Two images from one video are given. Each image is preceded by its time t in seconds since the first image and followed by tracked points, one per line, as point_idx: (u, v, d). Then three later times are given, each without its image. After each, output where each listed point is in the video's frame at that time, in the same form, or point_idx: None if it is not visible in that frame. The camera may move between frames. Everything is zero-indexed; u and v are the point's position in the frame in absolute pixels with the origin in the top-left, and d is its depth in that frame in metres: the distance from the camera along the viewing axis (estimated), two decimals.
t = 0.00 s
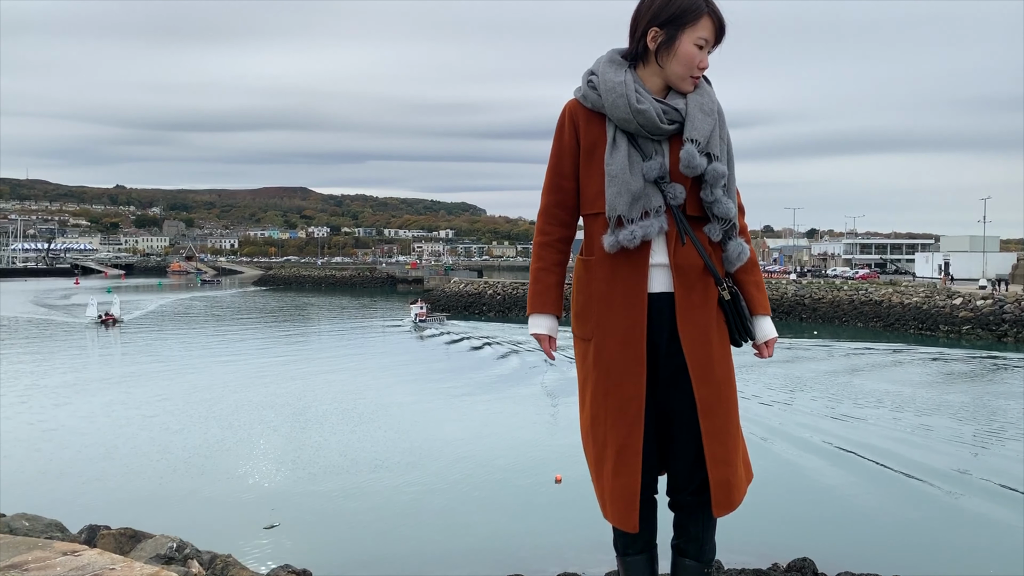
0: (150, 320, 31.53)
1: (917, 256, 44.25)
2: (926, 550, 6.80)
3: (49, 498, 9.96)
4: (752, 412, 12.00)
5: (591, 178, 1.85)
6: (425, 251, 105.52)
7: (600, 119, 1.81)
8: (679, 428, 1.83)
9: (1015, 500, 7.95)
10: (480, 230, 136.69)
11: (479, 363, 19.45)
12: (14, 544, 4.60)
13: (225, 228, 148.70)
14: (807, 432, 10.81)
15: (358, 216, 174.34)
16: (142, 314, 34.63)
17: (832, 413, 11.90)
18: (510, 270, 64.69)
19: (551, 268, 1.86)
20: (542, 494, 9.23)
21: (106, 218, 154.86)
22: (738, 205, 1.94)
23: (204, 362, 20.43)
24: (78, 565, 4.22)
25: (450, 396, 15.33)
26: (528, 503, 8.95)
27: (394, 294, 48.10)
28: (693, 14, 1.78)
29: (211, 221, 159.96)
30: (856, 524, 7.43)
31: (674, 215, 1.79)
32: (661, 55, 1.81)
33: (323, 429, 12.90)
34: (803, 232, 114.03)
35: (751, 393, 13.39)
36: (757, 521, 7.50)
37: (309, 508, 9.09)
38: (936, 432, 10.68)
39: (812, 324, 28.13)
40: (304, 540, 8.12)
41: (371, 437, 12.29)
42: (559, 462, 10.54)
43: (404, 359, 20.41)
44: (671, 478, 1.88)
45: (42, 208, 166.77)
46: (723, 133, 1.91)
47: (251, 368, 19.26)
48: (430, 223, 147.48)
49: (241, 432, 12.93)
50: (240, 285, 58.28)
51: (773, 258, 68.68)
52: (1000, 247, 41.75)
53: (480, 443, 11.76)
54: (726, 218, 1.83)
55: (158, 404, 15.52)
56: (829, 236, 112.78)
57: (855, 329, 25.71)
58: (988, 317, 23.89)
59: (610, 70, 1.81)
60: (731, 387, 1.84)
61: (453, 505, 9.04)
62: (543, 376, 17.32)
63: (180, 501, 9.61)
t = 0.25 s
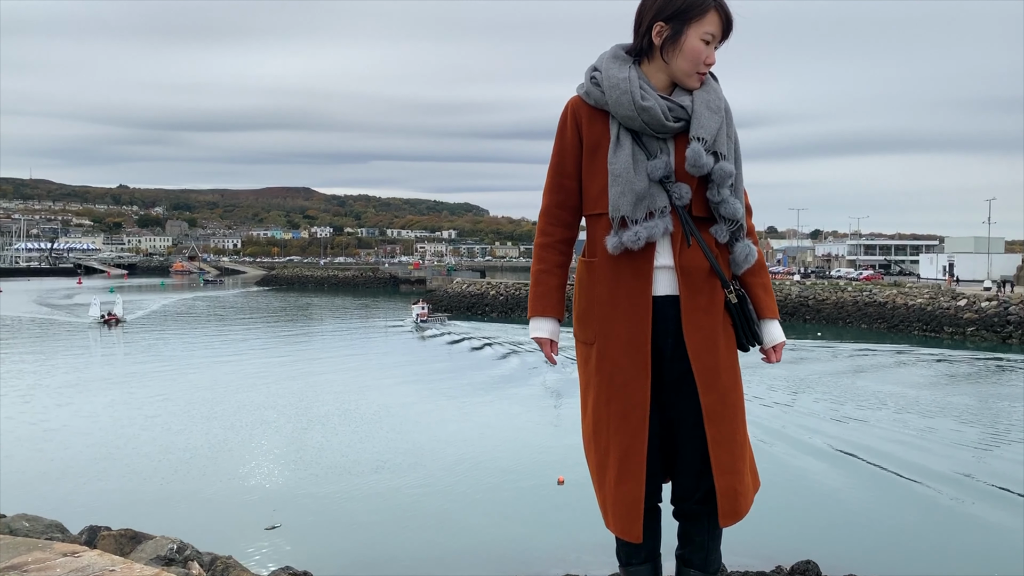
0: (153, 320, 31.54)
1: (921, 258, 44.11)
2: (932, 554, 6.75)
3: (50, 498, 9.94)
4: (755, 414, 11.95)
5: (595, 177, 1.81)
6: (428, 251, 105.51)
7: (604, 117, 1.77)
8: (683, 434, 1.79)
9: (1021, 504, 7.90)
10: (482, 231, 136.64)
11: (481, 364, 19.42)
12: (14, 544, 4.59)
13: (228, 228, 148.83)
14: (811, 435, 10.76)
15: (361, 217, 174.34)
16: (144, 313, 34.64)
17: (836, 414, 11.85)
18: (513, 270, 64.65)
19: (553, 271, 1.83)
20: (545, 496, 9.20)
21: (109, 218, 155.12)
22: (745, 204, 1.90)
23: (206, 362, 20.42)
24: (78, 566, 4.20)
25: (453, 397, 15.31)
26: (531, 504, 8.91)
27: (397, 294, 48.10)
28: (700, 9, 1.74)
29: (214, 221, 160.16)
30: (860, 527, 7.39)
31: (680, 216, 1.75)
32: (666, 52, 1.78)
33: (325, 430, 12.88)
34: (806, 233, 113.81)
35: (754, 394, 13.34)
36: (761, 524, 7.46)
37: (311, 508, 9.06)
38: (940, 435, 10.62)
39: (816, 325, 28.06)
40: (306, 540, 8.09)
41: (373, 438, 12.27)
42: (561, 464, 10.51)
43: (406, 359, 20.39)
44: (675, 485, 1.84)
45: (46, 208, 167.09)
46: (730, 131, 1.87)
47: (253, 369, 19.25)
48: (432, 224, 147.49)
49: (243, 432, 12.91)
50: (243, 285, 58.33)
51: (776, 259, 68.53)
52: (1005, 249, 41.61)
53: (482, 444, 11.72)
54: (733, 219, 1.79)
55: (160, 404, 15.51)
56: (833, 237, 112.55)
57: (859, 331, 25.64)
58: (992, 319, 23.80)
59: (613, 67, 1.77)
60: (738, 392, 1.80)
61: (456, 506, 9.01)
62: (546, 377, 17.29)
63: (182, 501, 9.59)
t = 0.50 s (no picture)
0: (158, 321, 31.62)
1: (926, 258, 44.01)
2: (940, 558, 6.67)
3: (53, 498, 9.93)
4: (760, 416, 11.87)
5: (597, 177, 1.71)
6: (432, 252, 105.64)
7: (606, 113, 1.67)
8: (691, 444, 1.68)
9: None
10: (486, 232, 136.76)
11: (485, 365, 19.41)
12: (15, 546, 4.57)
13: (233, 229, 149.18)
14: (816, 437, 10.68)
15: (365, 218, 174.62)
16: (149, 314, 34.74)
17: (841, 417, 11.78)
18: (517, 271, 64.71)
19: (553, 274, 1.73)
20: (548, 497, 9.14)
21: (115, 218, 155.80)
22: (754, 204, 1.80)
23: (211, 363, 20.45)
24: (80, 567, 4.18)
25: (456, 398, 15.29)
26: (534, 506, 8.86)
27: (401, 295, 48.19)
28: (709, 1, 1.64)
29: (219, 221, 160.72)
30: (868, 531, 7.33)
31: (686, 217, 1.64)
32: (672, 48, 1.67)
33: (329, 430, 12.85)
34: (811, 234, 113.62)
35: (759, 395, 13.27)
36: (767, 528, 7.39)
37: (313, 510, 9.02)
38: (946, 437, 10.54)
39: (820, 326, 27.99)
40: (309, 542, 8.05)
41: (377, 438, 12.24)
42: (565, 465, 10.45)
43: (410, 360, 20.38)
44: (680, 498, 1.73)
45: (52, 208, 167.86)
46: (739, 128, 1.76)
47: (257, 369, 19.26)
48: (437, 224, 147.69)
49: (246, 433, 12.89)
50: (248, 285, 58.50)
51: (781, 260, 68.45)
52: (1010, 249, 41.49)
53: (485, 445, 11.68)
54: (742, 219, 1.68)
55: (164, 404, 15.52)
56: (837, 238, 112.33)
57: (864, 332, 25.57)
58: (998, 319, 23.70)
59: (616, 63, 1.67)
60: (747, 400, 1.69)
61: (459, 508, 8.96)
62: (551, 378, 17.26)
63: (185, 502, 9.56)
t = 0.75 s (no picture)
0: (163, 321, 31.68)
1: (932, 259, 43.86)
2: (948, 561, 6.62)
3: (59, 499, 9.94)
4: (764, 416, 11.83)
5: (603, 175, 1.68)
6: (436, 253, 105.75)
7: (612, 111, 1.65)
8: (699, 449, 1.65)
9: None
10: (491, 232, 136.82)
11: (489, 365, 19.40)
12: (20, 547, 4.57)
13: (238, 229, 149.52)
14: (821, 438, 10.63)
15: (369, 218, 174.86)
16: (155, 314, 34.82)
17: (846, 418, 11.73)
18: (521, 271, 64.72)
19: (557, 275, 1.71)
20: (553, 498, 9.12)
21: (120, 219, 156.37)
22: (763, 204, 1.77)
23: (215, 363, 20.48)
24: (83, 568, 4.17)
25: (461, 398, 15.28)
26: (539, 507, 8.84)
27: (406, 295, 48.22)
28: None
29: (224, 222, 161.23)
30: (874, 532, 7.29)
31: (693, 217, 1.62)
32: (679, 42, 1.64)
33: (333, 431, 12.85)
34: (816, 234, 113.35)
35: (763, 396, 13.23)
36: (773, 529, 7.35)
37: (318, 510, 9.01)
38: (951, 438, 10.49)
39: (825, 326, 27.92)
40: (314, 542, 8.04)
41: (381, 439, 12.23)
42: (570, 466, 10.43)
43: (414, 360, 20.39)
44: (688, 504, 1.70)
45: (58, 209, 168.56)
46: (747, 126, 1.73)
47: (262, 369, 19.28)
48: (441, 225, 147.80)
49: (251, 434, 12.89)
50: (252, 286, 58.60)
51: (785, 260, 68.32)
52: (1016, 249, 41.31)
53: (489, 446, 11.66)
54: (751, 220, 1.65)
55: (169, 404, 15.54)
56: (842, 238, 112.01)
57: (869, 332, 25.49)
58: (1004, 319, 23.61)
59: (622, 59, 1.64)
60: (755, 404, 1.66)
61: (464, 508, 8.94)
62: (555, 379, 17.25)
63: (190, 503, 9.57)
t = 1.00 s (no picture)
0: (168, 322, 31.75)
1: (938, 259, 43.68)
2: (957, 564, 6.57)
3: (64, 500, 9.95)
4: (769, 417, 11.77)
5: (609, 175, 1.66)
6: (440, 254, 105.84)
7: (619, 108, 1.62)
8: (710, 455, 1.61)
9: None
10: (495, 233, 136.80)
11: (492, 366, 19.40)
12: (25, 548, 4.58)
13: (243, 231, 149.91)
14: (826, 439, 10.58)
15: (374, 220, 175.15)
16: (160, 316, 34.89)
17: (852, 418, 11.66)
18: (526, 272, 64.72)
19: (562, 276, 1.69)
20: (558, 499, 9.07)
21: (126, 221, 157.04)
22: (775, 202, 1.74)
23: (220, 364, 20.50)
24: (86, 570, 4.15)
25: (465, 399, 15.26)
26: (544, 508, 8.79)
27: (410, 296, 48.26)
28: None
29: (229, 223, 161.69)
30: (881, 534, 7.25)
31: (703, 215, 1.59)
32: (687, 35, 1.62)
33: (338, 432, 12.83)
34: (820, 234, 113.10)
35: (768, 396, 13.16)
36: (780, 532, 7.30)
37: (323, 511, 8.99)
38: (957, 439, 10.42)
39: (830, 327, 27.83)
40: (318, 544, 8.02)
41: (386, 440, 12.21)
42: (575, 467, 10.39)
43: (418, 361, 20.38)
44: (698, 511, 1.66)
45: (64, 212, 169.34)
46: (758, 121, 1.70)
47: (267, 370, 19.30)
48: (445, 226, 147.94)
49: (257, 435, 12.89)
50: (258, 287, 58.70)
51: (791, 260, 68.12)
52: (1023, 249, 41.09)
53: (493, 447, 11.63)
54: (763, 218, 1.62)
55: (174, 406, 15.57)
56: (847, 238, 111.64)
57: (875, 333, 25.39)
58: (1010, 320, 23.49)
59: (629, 53, 1.62)
60: (767, 409, 1.62)
61: (468, 510, 8.91)
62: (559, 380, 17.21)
63: (195, 504, 9.55)
